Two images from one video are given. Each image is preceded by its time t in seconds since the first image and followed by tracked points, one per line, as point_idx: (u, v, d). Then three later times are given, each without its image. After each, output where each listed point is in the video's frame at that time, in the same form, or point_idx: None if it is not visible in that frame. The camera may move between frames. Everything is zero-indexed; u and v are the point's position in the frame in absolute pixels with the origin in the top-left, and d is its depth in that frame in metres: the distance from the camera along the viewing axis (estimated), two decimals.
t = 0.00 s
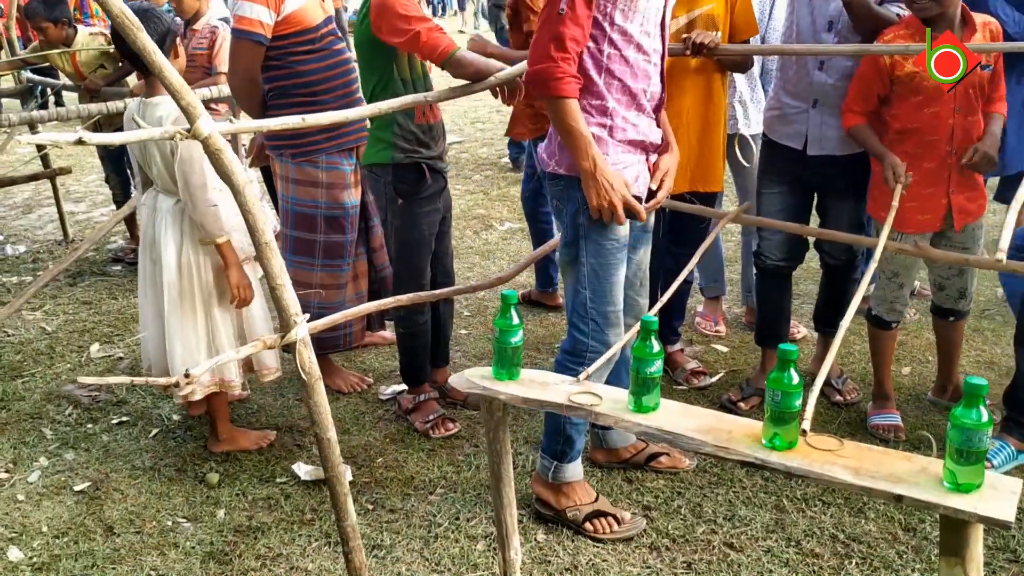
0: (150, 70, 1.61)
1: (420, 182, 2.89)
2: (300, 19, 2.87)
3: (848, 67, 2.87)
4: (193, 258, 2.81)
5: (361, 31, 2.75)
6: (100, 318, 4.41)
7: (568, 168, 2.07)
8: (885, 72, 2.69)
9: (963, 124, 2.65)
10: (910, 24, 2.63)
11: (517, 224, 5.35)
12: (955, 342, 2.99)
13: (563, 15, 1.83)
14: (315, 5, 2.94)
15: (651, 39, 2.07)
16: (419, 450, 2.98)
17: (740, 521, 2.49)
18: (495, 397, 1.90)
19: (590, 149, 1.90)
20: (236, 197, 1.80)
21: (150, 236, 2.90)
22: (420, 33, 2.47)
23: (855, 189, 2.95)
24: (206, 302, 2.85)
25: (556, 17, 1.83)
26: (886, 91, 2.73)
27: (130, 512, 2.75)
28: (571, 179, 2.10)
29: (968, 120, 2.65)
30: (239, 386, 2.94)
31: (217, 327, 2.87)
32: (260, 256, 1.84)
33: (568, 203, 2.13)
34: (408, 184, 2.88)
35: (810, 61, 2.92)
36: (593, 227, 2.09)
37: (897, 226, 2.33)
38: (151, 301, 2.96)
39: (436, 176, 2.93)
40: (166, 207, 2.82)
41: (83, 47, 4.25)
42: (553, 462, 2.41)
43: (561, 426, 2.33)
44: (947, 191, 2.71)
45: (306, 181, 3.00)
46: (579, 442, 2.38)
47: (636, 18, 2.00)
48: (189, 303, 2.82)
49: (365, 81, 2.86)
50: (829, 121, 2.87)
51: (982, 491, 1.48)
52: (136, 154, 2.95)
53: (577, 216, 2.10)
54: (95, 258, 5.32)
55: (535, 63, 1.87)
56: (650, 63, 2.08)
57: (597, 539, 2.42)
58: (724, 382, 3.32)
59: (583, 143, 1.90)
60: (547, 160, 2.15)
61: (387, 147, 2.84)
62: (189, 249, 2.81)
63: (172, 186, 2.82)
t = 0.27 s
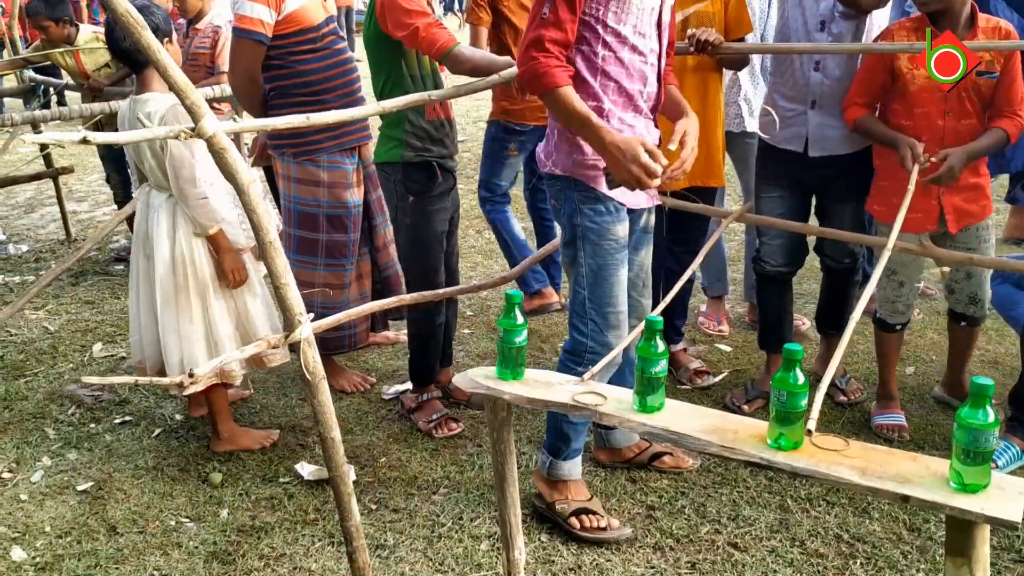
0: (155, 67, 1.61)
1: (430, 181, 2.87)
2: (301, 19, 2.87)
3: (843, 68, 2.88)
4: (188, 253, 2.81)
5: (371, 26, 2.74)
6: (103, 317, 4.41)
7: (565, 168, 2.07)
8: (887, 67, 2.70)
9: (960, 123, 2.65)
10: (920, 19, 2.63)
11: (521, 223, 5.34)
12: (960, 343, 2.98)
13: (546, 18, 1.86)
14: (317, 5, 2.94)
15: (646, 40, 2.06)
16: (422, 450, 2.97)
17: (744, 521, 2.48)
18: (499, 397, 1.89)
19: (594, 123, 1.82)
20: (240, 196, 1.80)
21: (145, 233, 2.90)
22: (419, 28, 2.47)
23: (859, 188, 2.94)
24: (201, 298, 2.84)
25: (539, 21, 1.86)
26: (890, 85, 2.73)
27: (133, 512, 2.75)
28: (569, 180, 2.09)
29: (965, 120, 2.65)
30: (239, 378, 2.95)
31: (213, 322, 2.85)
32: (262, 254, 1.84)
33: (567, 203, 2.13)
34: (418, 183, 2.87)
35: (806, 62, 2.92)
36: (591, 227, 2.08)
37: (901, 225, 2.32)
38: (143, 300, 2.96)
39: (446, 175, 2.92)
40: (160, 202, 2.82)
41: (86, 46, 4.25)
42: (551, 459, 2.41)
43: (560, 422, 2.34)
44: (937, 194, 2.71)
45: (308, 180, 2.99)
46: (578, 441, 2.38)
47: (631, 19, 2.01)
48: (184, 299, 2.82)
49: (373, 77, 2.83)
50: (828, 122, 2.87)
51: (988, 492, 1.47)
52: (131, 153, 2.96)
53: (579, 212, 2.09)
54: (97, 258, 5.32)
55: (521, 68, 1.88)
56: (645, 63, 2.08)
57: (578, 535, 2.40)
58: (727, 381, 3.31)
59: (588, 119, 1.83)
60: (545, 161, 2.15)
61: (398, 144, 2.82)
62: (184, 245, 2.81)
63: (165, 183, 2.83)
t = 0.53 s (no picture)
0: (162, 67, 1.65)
1: (437, 181, 2.87)
2: (304, 18, 2.86)
3: (826, 65, 2.80)
4: (189, 254, 2.80)
5: (379, 29, 2.74)
6: (106, 317, 4.41)
7: (566, 175, 2.07)
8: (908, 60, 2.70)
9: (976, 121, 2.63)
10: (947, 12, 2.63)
11: (524, 223, 5.33)
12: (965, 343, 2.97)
13: (563, 27, 1.79)
14: (319, 4, 2.94)
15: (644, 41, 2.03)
16: (427, 450, 2.97)
17: (750, 521, 2.48)
18: (504, 397, 1.89)
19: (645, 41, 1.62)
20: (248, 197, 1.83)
21: (145, 230, 2.89)
22: (425, 37, 2.47)
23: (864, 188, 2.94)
24: (202, 297, 2.84)
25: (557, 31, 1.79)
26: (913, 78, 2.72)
27: (137, 512, 2.75)
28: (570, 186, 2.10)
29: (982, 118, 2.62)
30: (249, 371, 2.95)
31: (215, 319, 2.85)
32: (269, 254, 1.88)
33: (569, 209, 2.12)
34: (425, 184, 2.87)
35: (788, 62, 2.86)
36: (595, 235, 2.08)
37: (908, 224, 2.32)
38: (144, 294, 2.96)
39: (453, 175, 2.91)
40: (161, 201, 2.81)
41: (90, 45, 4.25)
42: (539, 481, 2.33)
43: (549, 441, 2.27)
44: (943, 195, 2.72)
45: (311, 180, 2.99)
46: (568, 460, 2.31)
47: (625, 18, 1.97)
48: (184, 298, 2.82)
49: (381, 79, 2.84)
50: (813, 121, 2.83)
51: (997, 493, 1.47)
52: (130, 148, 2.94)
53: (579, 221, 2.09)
54: (100, 257, 5.32)
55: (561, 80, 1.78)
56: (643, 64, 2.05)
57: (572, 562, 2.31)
58: (732, 381, 3.30)
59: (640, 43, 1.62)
60: (545, 167, 2.15)
61: (404, 148, 2.84)
62: (186, 244, 2.80)
63: (167, 182, 2.80)
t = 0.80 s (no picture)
0: (169, 69, 1.71)
1: (445, 182, 2.86)
2: (309, 19, 2.87)
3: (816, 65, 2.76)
4: (198, 253, 2.81)
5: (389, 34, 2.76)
6: (112, 317, 4.43)
7: (543, 197, 2.03)
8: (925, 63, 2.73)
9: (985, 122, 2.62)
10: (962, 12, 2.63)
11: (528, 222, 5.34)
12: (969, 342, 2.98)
13: (602, 13, 1.61)
14: (324, 6, 2.95)
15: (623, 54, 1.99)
16: (432, 449, 2.98)
17: (754, 521, 2.49)
18: (511, 397, 1.90)
19: None
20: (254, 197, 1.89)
21: (156, 229, 2.90)
22: (432, 40, 2.48)
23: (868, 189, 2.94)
24: (209, 297, 2.85)
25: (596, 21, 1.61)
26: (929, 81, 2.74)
27: (143, 511, 2.76)
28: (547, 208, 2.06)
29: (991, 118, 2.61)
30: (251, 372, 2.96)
31: (223, 319, 2.87)
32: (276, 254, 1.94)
33: (541, 228, 2.08)
34: (433, 186, 2.85)
35: (779, 64, 2.88)
36: (568, 258, 2.05)
37: (915, 224, 2.32)
38: (153, 294, 2.97)
39: (462, 177, 2.92)
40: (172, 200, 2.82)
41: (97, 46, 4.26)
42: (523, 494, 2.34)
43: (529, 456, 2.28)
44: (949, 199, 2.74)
45: (316, 181, 3.00)
46: (551, 470, 2.32)
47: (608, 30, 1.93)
48: (192, 298, 2.83)
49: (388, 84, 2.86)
50: (803, 125, 2.79)
51: (1002, 493, 1.48)
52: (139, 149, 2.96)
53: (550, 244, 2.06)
54: (105, 257, 5.33)
55: (630, 66, 1.60)
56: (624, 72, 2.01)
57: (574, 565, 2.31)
58: (736, 381, 3.31)
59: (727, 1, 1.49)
60: (521, 187, 2.11)
61: (413, 153, 2.84)
62: (195, 244, 2.81)
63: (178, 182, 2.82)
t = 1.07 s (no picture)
0: (189, 75, 1.73)
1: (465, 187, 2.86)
2: (325, 25, 2.88)
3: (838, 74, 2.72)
4: (223, 259, 2.83)
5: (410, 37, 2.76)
6: (131, 321, 4.46)
7: (539, 212, 2.00)
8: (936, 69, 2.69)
9: (997, 126, 2.59)
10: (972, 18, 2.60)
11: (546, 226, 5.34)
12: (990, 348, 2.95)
13: (651, 9, 1.55)
14: (341, 11, 2.96)
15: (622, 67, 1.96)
16: (448, 453, 2.98)
17: (772, 527, 2.47)
18: (527, 402, 1.90)
19: None
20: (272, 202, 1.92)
21: (180, 235, 2.92)
22: (450, 45, 2.48)
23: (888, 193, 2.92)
24: (234, 303, 2.86)
25: (645, 17, 1.55)
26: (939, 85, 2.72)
27: (162, 514, 2.77)
28: (543, 222, 2.02)
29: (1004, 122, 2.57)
30: (272, 377, 2.97)
31: (247, 325, 2.88)
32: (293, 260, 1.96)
33: (538, 246, 2.06)
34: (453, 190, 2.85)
35: (806, 66, 2.84)
36: (568, 274, 2.04)
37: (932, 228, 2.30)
38: (177, 300, 2.98)
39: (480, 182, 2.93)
40: (196, 206, 2.83)
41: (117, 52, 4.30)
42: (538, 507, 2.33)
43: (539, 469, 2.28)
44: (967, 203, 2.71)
45: (333, 186, 3.01)
46: (563, 483, 2.31)
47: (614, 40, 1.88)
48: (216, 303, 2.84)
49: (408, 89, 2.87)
50: (824, 130, 2.77)
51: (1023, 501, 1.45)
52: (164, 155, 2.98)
53: (548, 261, 2.05)
54: (125, 261, 5.37)
55: (698, 51, 1.57)
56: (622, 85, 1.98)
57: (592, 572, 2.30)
58: (754, 387, 3.29)
59: None
60: (513, 203, 2.06)
61: (431, 157, 2.84)
62: (219, 249, 2.82)
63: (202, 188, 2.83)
